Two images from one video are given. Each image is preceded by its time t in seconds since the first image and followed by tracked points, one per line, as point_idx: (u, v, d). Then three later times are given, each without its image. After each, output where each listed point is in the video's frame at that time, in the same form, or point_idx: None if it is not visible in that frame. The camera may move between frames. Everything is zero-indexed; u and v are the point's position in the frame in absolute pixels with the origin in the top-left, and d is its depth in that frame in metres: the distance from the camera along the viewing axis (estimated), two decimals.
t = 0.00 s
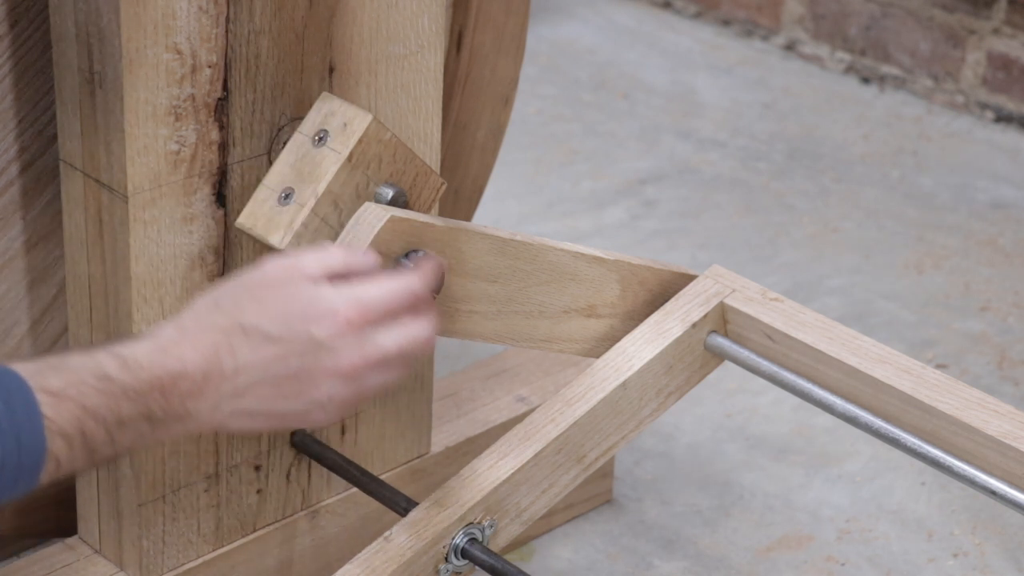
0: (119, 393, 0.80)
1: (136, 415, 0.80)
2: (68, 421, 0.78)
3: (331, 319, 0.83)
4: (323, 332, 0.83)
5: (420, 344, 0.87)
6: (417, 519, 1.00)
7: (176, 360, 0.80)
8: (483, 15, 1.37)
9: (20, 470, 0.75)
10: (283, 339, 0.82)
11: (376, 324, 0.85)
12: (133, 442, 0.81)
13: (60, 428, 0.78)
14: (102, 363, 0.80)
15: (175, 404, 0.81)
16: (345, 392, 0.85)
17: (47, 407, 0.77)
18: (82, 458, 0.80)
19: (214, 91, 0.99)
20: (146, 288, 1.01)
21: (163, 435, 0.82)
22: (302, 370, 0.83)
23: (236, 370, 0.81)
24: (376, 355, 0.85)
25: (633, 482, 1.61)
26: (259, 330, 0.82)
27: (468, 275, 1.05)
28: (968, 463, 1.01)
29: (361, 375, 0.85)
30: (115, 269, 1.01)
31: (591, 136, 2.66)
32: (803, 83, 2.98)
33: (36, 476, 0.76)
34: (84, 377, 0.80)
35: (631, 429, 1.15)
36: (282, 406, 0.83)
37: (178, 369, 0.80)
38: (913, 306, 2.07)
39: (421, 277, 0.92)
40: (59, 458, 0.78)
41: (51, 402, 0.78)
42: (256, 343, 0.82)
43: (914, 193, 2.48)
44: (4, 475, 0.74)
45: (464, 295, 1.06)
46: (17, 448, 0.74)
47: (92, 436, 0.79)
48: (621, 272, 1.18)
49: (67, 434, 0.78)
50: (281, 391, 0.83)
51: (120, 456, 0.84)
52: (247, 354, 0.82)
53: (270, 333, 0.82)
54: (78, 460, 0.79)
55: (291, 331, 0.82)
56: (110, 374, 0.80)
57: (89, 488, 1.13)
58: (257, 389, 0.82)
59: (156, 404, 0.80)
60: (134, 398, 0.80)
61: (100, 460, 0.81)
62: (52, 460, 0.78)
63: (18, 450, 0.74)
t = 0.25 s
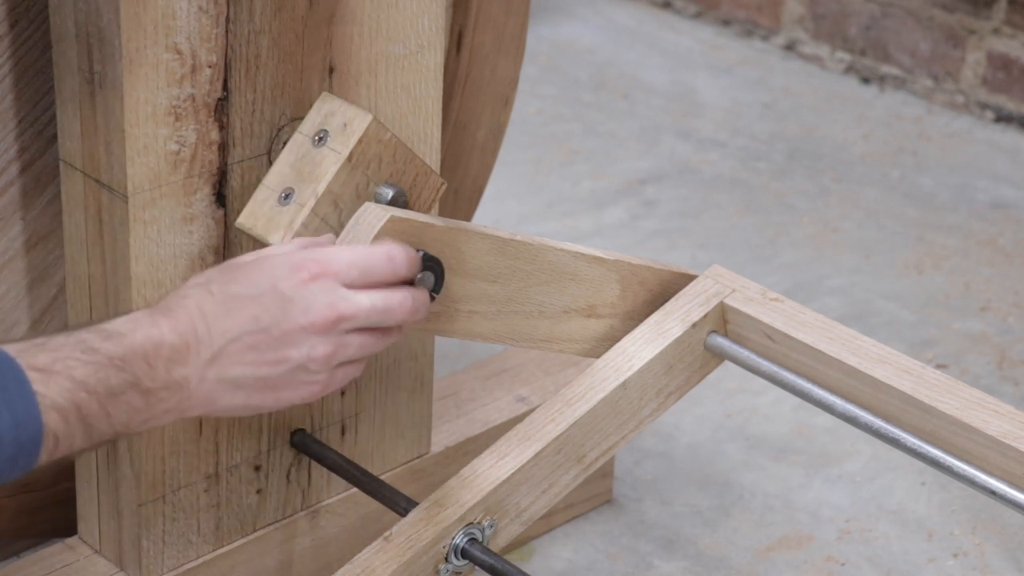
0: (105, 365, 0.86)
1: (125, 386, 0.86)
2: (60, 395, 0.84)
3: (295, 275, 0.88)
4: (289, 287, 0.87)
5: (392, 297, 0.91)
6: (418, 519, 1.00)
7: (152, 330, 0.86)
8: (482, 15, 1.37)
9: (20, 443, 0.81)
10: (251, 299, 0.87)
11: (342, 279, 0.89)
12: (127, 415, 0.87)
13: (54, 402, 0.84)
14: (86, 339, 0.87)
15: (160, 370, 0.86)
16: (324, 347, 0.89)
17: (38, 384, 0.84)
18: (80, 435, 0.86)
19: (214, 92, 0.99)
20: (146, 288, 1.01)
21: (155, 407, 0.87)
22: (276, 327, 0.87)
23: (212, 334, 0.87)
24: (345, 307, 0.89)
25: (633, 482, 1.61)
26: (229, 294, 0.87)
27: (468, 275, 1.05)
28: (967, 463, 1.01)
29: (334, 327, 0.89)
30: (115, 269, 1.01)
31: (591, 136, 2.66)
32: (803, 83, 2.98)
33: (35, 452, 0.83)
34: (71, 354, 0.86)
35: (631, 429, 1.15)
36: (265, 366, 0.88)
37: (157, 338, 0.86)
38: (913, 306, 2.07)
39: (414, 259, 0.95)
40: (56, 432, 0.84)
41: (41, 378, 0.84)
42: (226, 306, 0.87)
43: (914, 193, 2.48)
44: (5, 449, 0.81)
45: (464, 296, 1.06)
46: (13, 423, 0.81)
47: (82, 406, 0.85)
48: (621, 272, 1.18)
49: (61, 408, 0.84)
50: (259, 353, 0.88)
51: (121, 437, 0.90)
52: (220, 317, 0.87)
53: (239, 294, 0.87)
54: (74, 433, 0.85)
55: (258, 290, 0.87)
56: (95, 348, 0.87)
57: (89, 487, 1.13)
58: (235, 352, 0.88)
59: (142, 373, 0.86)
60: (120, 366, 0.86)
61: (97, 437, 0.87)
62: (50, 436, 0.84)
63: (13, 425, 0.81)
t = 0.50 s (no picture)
0: (100, 366, 0.89)
1: (119, 388, 0.89)
2: (53, 396, 0.87)
3: (282, 276, 0.89)
4: (278, 287, 0.89)
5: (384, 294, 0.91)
6: (418, 519, 1.00)
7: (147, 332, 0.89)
8: (483, 14, 1.37)
9: (9, 443, 0.84)
10: (240, 299, 0.89)
11: (331, 277, 0.90)
12: (122, 417, 0.90)
13: (46, 403, 0.86)
14: (82, 340, 0.90)
15: (155, 371, 0.89)
16: (317, 346, 0.90)
17: (31, 385, 0.86)
18: (73, 435, 0.88)
19: (214, 92, 0.99)
20: (146, 288, 1.01)
21: (151, 410, 0.90)
22: (267, 326, 0.88)
23: (205, 336, 0.89)
24: (334, 303, 0.89)
25: (633, 482, 1.61)
26: (219, 296, 0.89)
27: (468, 275, 1.05)
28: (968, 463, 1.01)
29: (326, 323, 0.90)
30: (115, 269, 1.01)
31: (591, 136, 2.66)
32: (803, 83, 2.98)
33: (26, 452, 0.85)
34: (67, 357, 0.89)
35: (631, 429, 1.15)
36: (259, 366, 0.90)
37: (152, 340, 0.89)
38: (913, 306, 2.07)
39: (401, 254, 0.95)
40: (48, 432, 0.86)
41: (34, 379, 0.87)
42: (217, 307, 0.89)
43: (914, 193, 2.48)
44: None
45: (464, 295, 1.06)
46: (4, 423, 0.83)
47: (77, 407, 0.88)
48: (621, 272, 1.17)
49: (53, 408, 0.87)
50: (253, 353, 0.89)
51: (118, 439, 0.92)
52: (211, 319, 0.89)
53: (228, 296, 0.89)
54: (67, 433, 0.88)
55: (248, 291, 0.89)
56: (92, 350, 0.89)
57: (89, 488, 1.13)
58: (229, 353, 0.89)
59: (137, 374, 0.89)
60: (116, 369, 0.88)
61: (91, 438, 0.89)
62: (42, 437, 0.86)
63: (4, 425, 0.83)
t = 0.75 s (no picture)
0: (110, 365, 0.85)
1: (129, 386, 0.85)
2: (64, 394, 0.83)
3: (298, 269, 0.88)
4: (295, 280, 0.87)
5: (402, 285, 0.90)
6: (418, 519, 1.00)
7: (158, 329, 0.86)
8: (483, 14, 1.37)
9: (19, 442, 0.80)
10: (257, 293, 0.87)
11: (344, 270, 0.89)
12: (133, 416, 0.86)
13: (56, 400, 0.82)
14: (89, 339, 0.86)
15: (166, 369, 0.85)
16: (332, 340, 0.88)
17: (40, 382, 0.82)
18: (85, 434, 0.84)
19: (214, 92, 0.99)
20: (146, 288, 1.01)
21: (162, 407, 0.86)
22: (283, 320, 0.87)
23: (219, 331, 0.86)
24: (351, 297, 0.88)
25: (633, 482, 1.61)
26: (233, 291, 0.87)
27: (468, 274, 1.05)
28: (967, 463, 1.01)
29: (343, 319, 0.89)
30: (115, 269, 1.01)
31: (591, 136, 2.66)
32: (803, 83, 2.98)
33: (37, 451, 0.81)
34: (76, 354, 0.85)
35: (631, 429, 1.15)
36: (273, 362, 0.87)
37: (164, 337, 0.85)
38: (913, 306, 2.07)
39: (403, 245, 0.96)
40: (60, 432, 0.82)
41: (42, 375, 0.83)
42: (232, 301, 0.86)
43: (914, 193, 2.48)
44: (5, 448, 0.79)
45: (464, 295, 1.06)
46: (15, 421, 0.79)
47: (87, 406, 0.84)
48: (621, 272, 1.17)
49: (64, 407, 0.82)
50: (266, 348, 0.87)
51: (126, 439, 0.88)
52: (226, 313, 0.86)
53: (243, 290, 0.87)
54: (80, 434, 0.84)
55: (263, 284, 0.87)
56: (100, 348, 0.86)
57: (89, 488, 1.13)
58: (242, 349, 0.87)
59: (147, 372, 0.85)
60: (127, 366, 0.85)
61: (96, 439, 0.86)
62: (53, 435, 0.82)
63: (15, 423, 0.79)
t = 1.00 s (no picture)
0: (138, 363, 0.84)
1: (152, 384, 0.85)
2: (87, 387, 0.82)
3: (350, 308, 0.88)
4: (343, 318, 0.88)
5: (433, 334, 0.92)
6: (417, 519, 1.00)
7: (196, 331, 0.85)
8: (483, 15, 1.37)
9: (37, 431, 0.80)
10: (303, 320, 0.87)
11: (390, 313, 0.90)
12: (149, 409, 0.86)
13: (79, 394, 0.82)
14: (121, 332, 0.85)
15: (192, 373, 0.86)
16: (359, 377, 0.90)
17: (65, 373, 0.82)
18: (99, 426, 0.84)
19: (214, 92, 0.99)
20: (146, 288, 1.01)
21: (177, 403, 0.87)
22: (318, 351, 0.88)
23: (253, 343, 0.86)
24: (390, 344, 0.90)
25: (633, 482, 1.61)
26: (282, 310, 0.87)
27: (469, 275, 1.05)
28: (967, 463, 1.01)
29: (374, 361, 0.90)
30: (115, 268, 1.01)
31: (591, 136, 2.66)
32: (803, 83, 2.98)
33: (52, 441, 0.81)
34: (105, 348, 0.84)
35: (631, 430, 1.15)
36: (296, 383, 0.89)
37: (198, 340, 0.85)
38: (913, 306, 2.07)
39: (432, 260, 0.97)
40: (76, 423, 0.82)
41: (68, 367, 0.82)
42: (277, 321, 0.86)
43: (914, 193, 2.48)
44: (24, 437, 0.79)
45: (465, 295, 1.06)
46: (36, 412, 0.79)
47: (109, 401, 0.84)
48: (622, 272, 1.17)
49: (85, 401, 0.82)
50: (295, 370, 0.88)
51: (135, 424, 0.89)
52: (267, 330, 0.86)
53: (291, 313, 0.87)
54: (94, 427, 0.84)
55: (312, 313, 0.87)
56: (131, 345, 0.85)
57: (89, 487, 1.13)
58: (272, 365, 0.87)
59: (174, 373, 0.85)
60: (154, 367, 0.85)
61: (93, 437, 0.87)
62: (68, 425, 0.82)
63: (36, 414, 0.79)
